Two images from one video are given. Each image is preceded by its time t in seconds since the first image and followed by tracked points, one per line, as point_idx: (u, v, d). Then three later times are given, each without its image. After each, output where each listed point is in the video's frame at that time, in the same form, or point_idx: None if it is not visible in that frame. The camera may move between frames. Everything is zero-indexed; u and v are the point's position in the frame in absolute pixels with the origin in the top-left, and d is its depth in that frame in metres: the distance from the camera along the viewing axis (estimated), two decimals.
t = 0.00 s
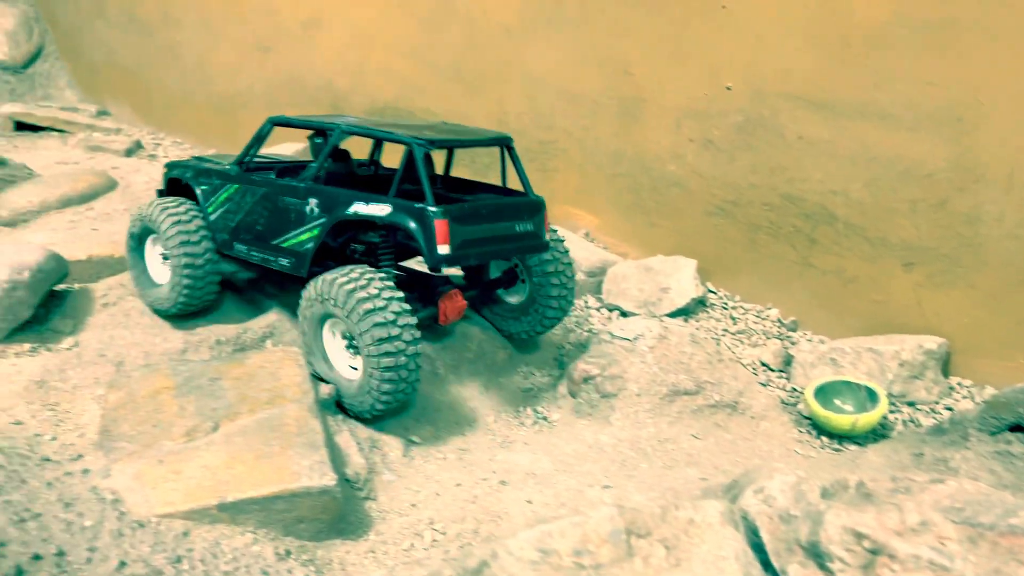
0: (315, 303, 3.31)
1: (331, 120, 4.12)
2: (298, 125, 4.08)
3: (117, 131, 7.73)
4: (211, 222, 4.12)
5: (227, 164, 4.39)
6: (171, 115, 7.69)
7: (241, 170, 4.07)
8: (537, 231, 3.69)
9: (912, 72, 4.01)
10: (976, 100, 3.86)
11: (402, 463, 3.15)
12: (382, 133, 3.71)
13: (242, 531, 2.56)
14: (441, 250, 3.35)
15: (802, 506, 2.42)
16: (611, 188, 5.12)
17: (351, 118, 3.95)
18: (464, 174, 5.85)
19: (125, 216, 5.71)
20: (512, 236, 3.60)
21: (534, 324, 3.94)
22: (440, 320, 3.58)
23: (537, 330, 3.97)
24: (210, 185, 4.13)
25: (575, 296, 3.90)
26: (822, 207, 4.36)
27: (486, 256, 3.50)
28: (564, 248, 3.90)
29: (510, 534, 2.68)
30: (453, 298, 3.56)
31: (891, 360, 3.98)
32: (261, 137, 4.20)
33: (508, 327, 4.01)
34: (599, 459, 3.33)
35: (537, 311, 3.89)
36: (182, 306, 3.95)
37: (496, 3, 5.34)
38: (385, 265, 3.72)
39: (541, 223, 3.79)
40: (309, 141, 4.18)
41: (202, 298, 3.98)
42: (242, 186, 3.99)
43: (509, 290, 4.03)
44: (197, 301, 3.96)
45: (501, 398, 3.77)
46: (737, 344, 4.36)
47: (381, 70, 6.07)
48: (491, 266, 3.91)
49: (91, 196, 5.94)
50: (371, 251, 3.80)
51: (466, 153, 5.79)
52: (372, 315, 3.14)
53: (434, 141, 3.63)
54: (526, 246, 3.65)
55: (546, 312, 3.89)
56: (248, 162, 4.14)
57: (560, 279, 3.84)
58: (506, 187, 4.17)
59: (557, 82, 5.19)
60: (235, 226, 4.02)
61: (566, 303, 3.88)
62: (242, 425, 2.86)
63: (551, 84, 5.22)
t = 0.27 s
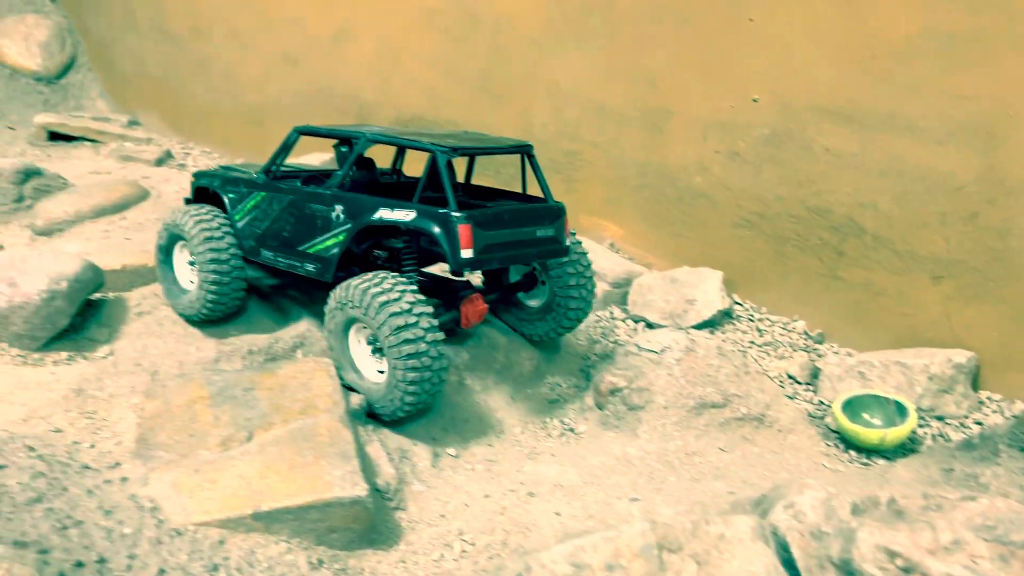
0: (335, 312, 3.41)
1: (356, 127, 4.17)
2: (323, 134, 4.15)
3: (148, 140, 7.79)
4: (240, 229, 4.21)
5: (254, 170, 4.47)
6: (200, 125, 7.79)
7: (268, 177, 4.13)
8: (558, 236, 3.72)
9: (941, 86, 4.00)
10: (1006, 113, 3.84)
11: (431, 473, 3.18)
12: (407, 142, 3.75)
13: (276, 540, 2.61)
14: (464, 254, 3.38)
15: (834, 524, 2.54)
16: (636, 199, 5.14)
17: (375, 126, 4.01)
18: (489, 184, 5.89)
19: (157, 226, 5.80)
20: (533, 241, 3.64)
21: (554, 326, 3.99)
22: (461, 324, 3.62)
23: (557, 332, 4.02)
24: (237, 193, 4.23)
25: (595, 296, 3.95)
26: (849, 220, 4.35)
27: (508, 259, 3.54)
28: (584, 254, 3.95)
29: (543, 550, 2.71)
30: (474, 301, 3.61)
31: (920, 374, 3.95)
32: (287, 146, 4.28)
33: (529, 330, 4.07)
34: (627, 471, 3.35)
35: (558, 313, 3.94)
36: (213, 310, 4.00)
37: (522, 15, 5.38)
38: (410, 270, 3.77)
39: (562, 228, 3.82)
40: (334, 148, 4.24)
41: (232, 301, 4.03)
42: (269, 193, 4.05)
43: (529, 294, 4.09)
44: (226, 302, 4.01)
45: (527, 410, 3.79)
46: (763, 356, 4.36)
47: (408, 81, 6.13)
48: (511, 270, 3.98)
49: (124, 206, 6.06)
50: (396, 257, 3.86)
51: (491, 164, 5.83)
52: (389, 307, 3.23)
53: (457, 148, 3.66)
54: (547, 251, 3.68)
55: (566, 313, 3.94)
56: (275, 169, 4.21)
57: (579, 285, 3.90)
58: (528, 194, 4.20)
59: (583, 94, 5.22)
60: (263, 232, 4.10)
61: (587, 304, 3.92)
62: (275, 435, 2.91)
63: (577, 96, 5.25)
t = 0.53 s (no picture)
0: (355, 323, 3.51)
1: (376, 138, 4.24)
2: (346, 143, 4.22)
3: (176, 150, 7.94)
4: (263, 237, 4.26)
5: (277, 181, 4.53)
6: (227, 135, 7.89)
7: (291, 187, 4.20)
8: (575, 243, 3.75)
9: (970, 99, 3.98)
10: None
11: (458, 484, 3.21)
12: (426, 150, 3.80)
13: (307, 549, 2.65)
14: (483, 260, 3.42)
15: (863, 540, 2.63)
16: (661, 210, 5.15)
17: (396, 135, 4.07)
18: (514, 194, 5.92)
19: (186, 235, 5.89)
20: (552, 247, 3.67)
21: (574, 328, 4.00)
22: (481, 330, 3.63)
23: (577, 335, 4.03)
24: (261, 203, 4.29)
25: (612, 295, 3.96)
26: (876, 232, 4.34)
27: (527, 265, 3.57)
28: (601, 259, 3.98)
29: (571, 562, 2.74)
30: (492, 307, 3.61)
31: (949, 388, 3.93)
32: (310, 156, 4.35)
33: (549, 338, 4.10)
34: (653, 483, 3.36)
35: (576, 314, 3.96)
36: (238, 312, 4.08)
37: (548, 27, 5.42)
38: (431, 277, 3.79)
39: (579, 235, 3.85)
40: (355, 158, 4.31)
41: (257, 304, 4.11)
42: (291, 201, 4.12)
43: (547, 300, 4.12)
44: (251, 303, 4.08)
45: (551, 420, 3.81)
46: (788, 368, 4.35)
47: (433, 92, 6.17)
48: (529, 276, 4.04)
49: (154, 215, 6.15)
50: (416, 264, 3.90)
51: (515, 174, 5.86)
52: (404, 306, 3.31)
53: (476, 156, 3.70)
54: (565, 257, 3.71)
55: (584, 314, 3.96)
56: (298, 179, 4.29)
57: (596, 288, 3.92)
58: (546, 201, 4.24)
59: (608, 105, 5.24)
60: (286, 240, 4.15)
61: (605, 304, 3.94)
62: (306, 444, 2.96)
63: (601, 107, 5.28)
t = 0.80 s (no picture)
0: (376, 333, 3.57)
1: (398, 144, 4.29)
2: (369, 150, 4.26)
3: (204, 159, 8.06)
4: (287, 241, 4.37)
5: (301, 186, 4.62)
6: (254, 144, 7.98)
7: (315, 192, 4.28)
8: (596, 249, 3.76)
9: (999, 111, 3.96)
10: None
11: (485, 494, 3.24)
12: (448, 158, 3.84)
13: (337, 557, 2.70)
14: (504, 267, 3.45)
15: (892, 556, 2.68)
16: (685, 221, 5.16)
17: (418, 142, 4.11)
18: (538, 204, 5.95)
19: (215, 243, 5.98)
20: (572, 253, 3.69)
21: (596, 331, 3.99)
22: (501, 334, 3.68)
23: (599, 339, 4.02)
24: (286, 208, 4.38)
25: (632, 297, 3.96)
26: (903, 244, 4.32)
27: (547, 271, 3.59)
28: (621, 265, 3.99)
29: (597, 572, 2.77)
30: (512, 312, 3.66)
31: (976, 402, 3.90)
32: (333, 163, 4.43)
33: (570, 343, 4.09)
34: (678, 495, 3.38)
35: (596, 317, 3.95)
36: (263, 310, 4.17)
37: (572, 39, 5.44)
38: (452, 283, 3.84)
39: (599, 242, 3.87)
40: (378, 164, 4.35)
41: (282, 303, 4.20)
42: (315, 207, 4.19)
43: (567, 305, 4.12)
44: (276, 301, 4.18)
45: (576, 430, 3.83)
46: (814, 381, 4.35)
47: (458, 102, 6.20)
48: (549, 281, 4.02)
49: (184, 224, 6.25)
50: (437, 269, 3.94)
51: (539, 184, 5.89)
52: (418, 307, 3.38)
53: (498, 164, 3.73)
54: (585, 264, 3.73)
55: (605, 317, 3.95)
56: (321, 185, 4.36)
57: (616, 294, 3.92)
58: (565, 207, 4.27)
59: (633, 116, 5.27)
60: (309, 245, 4.24)
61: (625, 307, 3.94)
62: (336, 453, 3.00)
63: (626, 119, 5.30)
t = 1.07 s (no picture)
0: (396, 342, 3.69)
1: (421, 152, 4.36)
2: (391, 158, 4.33)
3: (231, 167, 8.16)
4: (311, 245, 4.42)
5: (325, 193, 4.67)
6: (279, 152, 8.07)
7: (339, 199, 4.33)
8: (613, 255, 3.81)
9: None
10: None
11: (511, 502, 3.27)
12: (469, 164, 3.89)
13: (366, 564, 2.75)
14: (523, 271, 3.49)
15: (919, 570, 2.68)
16: (709, 231, 5.17)
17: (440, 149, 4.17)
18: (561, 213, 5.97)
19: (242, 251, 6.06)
20: (590, 258, 3.73)
21: (613, 335, 4.03)
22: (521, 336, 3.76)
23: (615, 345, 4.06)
24: (310, 214, 4.44)
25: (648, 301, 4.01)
26: (929, 255, 4.31)
27: (565, 275, 3.63)
28: (639, 271, 4.03)
29: None
30: (531, 316, 3.72)
31: (1003, 415, 3.90)
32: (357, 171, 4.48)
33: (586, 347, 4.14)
34: (702, 506, 3.39)
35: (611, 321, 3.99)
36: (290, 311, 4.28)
37: (597, 50, 5.46)
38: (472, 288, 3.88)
39: (617, 247, 3.91)
40: (400, 172, 4.42)
41: (307, 304, 4.31)
42: (338, 213, 4.25)
43: (585, 310, 4.18)
44: (301, 301, 4.29)
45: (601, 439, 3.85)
46: (839, 393, 4.33)
47: (481, 111, 6.23)
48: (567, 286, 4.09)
49: (212, 232, 6.34)
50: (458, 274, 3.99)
51: (562, 193, 5.90)
52: (432, 306, 3.50)
53: (517, 170, 3.79)
54: (603, 268, 3.77)
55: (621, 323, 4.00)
56: (345, 192, 4.41)
57: (633, 297, 3.97)
58: (584, 214, 4.31)
59: (657, 127, 5.28)
60: (333, 251, 4.29)
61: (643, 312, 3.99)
62: (364, 461, 3.04)
63: (650, 129, 5.32)
